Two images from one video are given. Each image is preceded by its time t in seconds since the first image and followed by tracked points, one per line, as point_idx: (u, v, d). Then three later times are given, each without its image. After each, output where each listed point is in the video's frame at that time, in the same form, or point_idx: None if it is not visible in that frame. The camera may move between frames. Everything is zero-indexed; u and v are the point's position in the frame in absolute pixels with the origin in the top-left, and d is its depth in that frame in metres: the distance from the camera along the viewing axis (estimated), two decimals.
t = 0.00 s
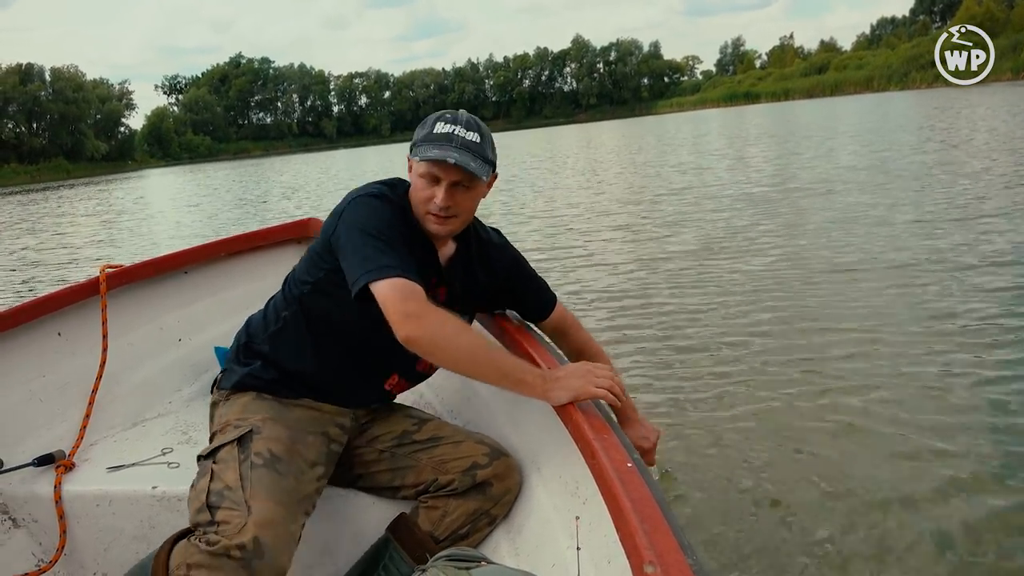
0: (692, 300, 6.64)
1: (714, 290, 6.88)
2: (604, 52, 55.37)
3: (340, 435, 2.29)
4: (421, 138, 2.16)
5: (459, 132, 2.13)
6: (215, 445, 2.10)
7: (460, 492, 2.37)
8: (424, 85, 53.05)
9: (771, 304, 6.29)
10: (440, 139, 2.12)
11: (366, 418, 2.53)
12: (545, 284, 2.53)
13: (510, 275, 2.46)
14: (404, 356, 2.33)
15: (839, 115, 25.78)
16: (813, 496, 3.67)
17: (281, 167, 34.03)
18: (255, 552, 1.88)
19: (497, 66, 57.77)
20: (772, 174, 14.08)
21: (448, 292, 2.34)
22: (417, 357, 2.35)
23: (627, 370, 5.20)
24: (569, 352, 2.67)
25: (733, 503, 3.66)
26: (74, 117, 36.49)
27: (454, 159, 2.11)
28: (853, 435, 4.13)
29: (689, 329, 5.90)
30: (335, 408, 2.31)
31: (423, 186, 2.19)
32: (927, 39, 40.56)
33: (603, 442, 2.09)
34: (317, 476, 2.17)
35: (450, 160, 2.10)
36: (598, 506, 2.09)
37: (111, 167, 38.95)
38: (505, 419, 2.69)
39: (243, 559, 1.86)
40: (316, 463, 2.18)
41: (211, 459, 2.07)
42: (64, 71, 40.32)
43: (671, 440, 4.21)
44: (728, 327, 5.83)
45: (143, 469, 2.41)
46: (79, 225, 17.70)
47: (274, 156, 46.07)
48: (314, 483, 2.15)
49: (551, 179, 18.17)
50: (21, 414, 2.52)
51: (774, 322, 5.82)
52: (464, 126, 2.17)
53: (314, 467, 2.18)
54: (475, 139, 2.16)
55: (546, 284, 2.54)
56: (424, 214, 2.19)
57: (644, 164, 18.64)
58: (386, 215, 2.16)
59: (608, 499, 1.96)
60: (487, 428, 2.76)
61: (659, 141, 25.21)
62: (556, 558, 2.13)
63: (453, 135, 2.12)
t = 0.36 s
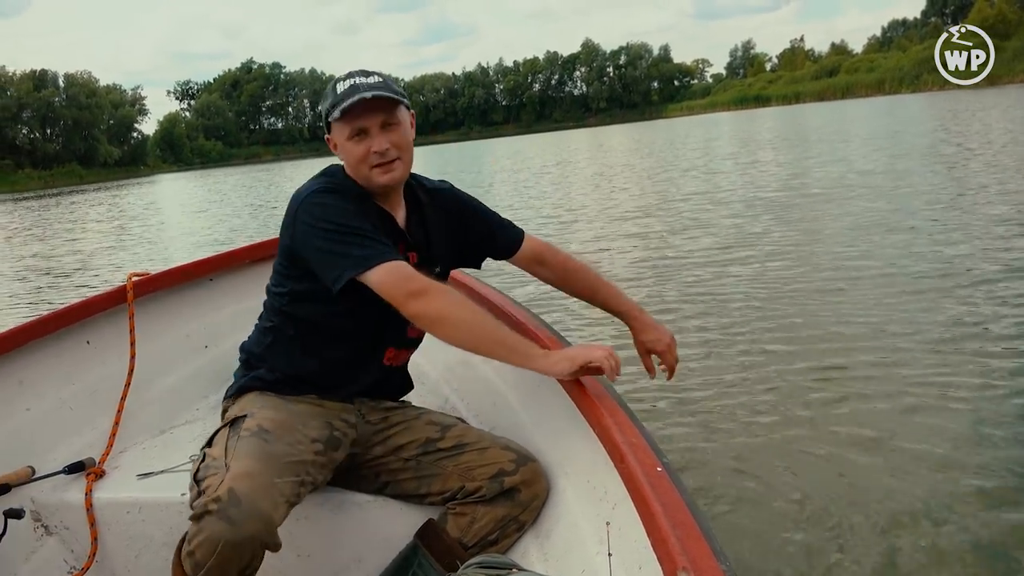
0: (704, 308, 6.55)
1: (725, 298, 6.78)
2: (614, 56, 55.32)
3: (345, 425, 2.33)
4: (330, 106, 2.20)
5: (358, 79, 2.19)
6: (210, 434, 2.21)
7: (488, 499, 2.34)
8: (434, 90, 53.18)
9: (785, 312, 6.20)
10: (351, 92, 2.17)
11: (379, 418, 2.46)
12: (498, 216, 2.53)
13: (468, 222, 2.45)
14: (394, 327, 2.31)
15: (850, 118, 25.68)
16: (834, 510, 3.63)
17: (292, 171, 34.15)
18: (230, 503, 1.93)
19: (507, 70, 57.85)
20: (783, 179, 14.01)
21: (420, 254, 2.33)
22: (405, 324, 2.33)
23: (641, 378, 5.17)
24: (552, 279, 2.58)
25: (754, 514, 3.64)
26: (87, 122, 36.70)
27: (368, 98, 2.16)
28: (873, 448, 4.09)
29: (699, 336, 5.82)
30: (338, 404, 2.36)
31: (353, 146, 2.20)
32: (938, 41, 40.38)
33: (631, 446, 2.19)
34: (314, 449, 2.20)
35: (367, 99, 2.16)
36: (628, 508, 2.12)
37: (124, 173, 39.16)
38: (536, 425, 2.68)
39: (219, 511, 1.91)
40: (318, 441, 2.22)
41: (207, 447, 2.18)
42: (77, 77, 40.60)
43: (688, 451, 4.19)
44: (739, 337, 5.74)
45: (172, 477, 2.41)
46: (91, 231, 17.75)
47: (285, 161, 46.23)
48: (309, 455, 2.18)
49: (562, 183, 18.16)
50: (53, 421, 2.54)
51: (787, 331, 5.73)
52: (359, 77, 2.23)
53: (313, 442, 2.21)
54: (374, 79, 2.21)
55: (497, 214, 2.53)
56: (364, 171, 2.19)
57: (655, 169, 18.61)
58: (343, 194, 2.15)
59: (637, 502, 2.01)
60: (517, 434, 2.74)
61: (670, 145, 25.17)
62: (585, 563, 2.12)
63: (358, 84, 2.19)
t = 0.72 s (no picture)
0: (733, 321, 6.48)
1: (755, 310, 6.72)
2: (633, 63, 55.30)
3: (368, 438, 2.28)
4: (280, 118, 2.25)
5: (308, 81, 2.22)
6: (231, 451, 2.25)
7: (535, 505, 2.23)
8: (454, 98, 53.39)
9: (816, 327, 6.11)
10: (296, 96, 2.20)
11: (406, 428, 2.38)
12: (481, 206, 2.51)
13: (449, 219, 2.44)
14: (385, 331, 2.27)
15: (874, 124, 25.48)
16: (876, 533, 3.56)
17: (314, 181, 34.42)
18: (218, 490, 1.91)
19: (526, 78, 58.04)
20: (808, 186, 13.87)
21: (402, 253, 2.30)
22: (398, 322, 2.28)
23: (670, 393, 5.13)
24: (552, 259, 2.56)
25: (793, 538, 3.57)
26: (112, 132, 37.22)
27: (313, 94, 2.19)
28: (915, 468, 3.99)
29: (729, 352, 5.76)
30: (358, 416, 2.34)
31: (310, 147, 2.22)
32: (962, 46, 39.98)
33: (681, 449, 2.15)
34: (321, 454, 2.14)
35: (310, 95, 2.19)
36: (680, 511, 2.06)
37: (148, 182, 39.68)
38: (583, 433, 2.61)
39: (209, 502, 1.89)
40: (328, 447, 2.17)
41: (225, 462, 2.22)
42: (103, 88, 41.24)
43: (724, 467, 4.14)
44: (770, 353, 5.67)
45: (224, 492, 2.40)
46: (118, 240, 18.00)
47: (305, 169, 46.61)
48: (314, 458, 2.13)
49: (584, 191, 18.15)
50: (103, 438, 2.55)
51: (819, 347, 5.64)
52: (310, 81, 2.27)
53: (322, 447, 2.16)
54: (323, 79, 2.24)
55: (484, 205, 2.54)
56: (321, 171, 2.19)
57: (678, 176, 18.57)
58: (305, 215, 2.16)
59: (690, 504, 1.95)
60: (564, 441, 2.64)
61: (691, 152, 25.11)
62: (638, 566, 2.05)
63: (301, 86, 2.22)
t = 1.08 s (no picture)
0: (774, 340, 6.34)
1: (795, 327, 6.58)
2: (661, 72, 55.22)
3: (401, 463, 2.10)
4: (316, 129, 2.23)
5: (348, 99, 2.21)
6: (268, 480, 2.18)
7: (574, 515, 2.01)
8: (481, 108, 53.54)
9: (861, 347, 5.95)
10: (336, 110, 2.19)
11: (440, 448, 2.16)
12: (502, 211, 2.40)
13: (468, 232, 2.36)
14: (405, 354, 2.12)
15: (908, 132, 25.20)
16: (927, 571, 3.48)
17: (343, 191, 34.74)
18: (250, 516, 1.85)
19: (553, 89, 58.20)
20: (843, 197, 13.66)
21: (419, 271, 2.21)
22: (420, 341, 2.14)
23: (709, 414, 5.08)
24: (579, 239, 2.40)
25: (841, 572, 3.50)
26: (145, 144, 37.87)
27: (351, 112, 2.18)
28: (965, 503, 3.90)
29: (771, 375, 5.63)
30: (392, 437, 2.15)
31: (337, 164, 2.19)
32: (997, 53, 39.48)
33: (737, 460, 2.00)
34: (352, 479, 2.03)
35: (352, 113, 2.18)
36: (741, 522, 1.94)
37: (180, 192, 40.31)
38: (633, 444, 2.50)
39: (242, 529, 1.84)
40: (356, 473, 2.04)
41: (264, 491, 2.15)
42: (137, 100, 42.01)
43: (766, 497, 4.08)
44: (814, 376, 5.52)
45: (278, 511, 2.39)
46: (152, 251, 18.22)
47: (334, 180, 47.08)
48: (345, 483, 2.02)
49: (613, 201, 18.11)
50: (157, 458, 2.57)
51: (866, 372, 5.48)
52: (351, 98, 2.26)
53: (353, 473, 2.05)
54: (363, 99, 2.23)
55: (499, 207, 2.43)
56: (350, 187, 2.17)
57: (708, 186, 18.48)
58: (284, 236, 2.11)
59: (750, 519, 1.83)
60: (613, 452, 2.54)
61: (721, 161, 24.99)
62: None
63: (343, 103, 2.20)
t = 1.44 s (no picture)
0: (816, 347, 6.22)
1: (838, 335, 6.45)
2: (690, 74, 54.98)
3: (439, 469, 2.05)
4: (385, 119, 2.12)
5: (421, 98, 2.12)
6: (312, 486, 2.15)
7: (590, 523, 1.88)
8: (510, 113, 53.75)
9: (908, 357, 5.81)
10: (409, 106, 2.09)
11: (480, 453, 2.09)
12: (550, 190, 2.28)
13: (507, 221, 2.24)
14: (437, 345, 2.05)
15: (944, 133, 24.83)
16: None
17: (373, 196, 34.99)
18: (290, 519, 1.82)
19: (582, 92, 58.18)
20: (881, 199, 13.43)
21: (459, 262, 2.13)
22: (453, 331, 2.06)
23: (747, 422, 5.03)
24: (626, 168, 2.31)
25: None
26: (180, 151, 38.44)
27: (425, 117, 2.08)
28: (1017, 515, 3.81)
29: (815, 384, 5.51)
30: (435, 440, 2.10)
31: (396, 159, 2.11)
32: None
33: (797, 468, 1.95)
34: (390, 484, 1.98)
35: (426, 114, 2.08)
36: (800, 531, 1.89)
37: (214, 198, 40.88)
38: (684, 450, 2.46)
39: (284, 532, 1.81)
40: (395, 478, 2.00)
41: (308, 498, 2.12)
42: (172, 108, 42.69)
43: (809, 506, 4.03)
44: (859, 386, 5.40)
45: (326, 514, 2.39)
46: (188, 256, 18.49)
47: (364, 186, 47.45)
48: (383, 488, 1.97)
49: (644, 204, 18.05)
50: (205, 461, 2.58)
51: (915, 383, 5.34)
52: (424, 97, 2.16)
53: (391, 478, 2.00)
54: (436, 102, 2.14)
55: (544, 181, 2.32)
56: (402, 183, 2.09)
57: (740, 189, 18.35)
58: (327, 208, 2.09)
59: (813, 527, 1.77)
60: (662, 459, 2.50)
61: (753, 164, 24.82)
62: None
63: (417, 101, 2.11)
